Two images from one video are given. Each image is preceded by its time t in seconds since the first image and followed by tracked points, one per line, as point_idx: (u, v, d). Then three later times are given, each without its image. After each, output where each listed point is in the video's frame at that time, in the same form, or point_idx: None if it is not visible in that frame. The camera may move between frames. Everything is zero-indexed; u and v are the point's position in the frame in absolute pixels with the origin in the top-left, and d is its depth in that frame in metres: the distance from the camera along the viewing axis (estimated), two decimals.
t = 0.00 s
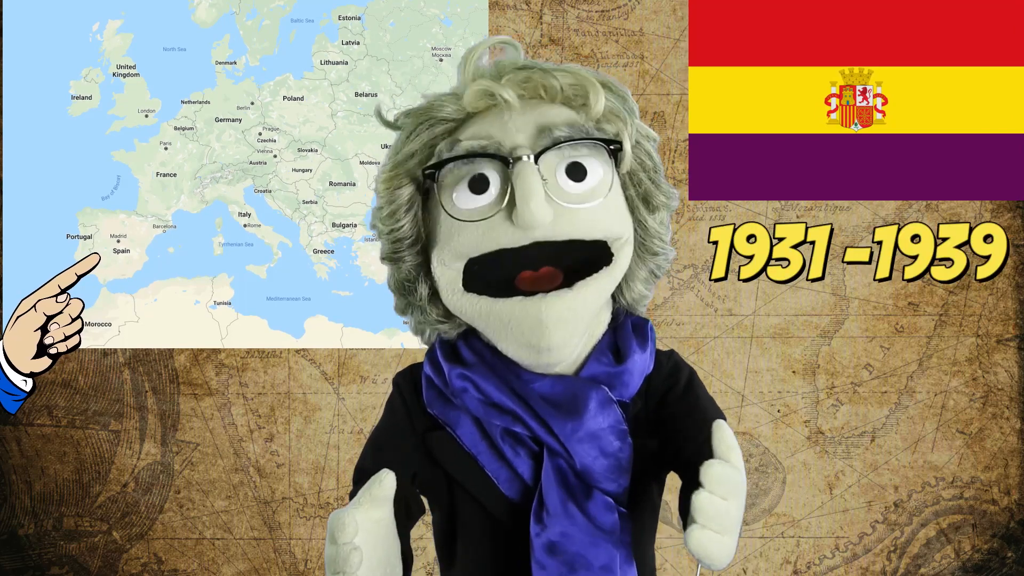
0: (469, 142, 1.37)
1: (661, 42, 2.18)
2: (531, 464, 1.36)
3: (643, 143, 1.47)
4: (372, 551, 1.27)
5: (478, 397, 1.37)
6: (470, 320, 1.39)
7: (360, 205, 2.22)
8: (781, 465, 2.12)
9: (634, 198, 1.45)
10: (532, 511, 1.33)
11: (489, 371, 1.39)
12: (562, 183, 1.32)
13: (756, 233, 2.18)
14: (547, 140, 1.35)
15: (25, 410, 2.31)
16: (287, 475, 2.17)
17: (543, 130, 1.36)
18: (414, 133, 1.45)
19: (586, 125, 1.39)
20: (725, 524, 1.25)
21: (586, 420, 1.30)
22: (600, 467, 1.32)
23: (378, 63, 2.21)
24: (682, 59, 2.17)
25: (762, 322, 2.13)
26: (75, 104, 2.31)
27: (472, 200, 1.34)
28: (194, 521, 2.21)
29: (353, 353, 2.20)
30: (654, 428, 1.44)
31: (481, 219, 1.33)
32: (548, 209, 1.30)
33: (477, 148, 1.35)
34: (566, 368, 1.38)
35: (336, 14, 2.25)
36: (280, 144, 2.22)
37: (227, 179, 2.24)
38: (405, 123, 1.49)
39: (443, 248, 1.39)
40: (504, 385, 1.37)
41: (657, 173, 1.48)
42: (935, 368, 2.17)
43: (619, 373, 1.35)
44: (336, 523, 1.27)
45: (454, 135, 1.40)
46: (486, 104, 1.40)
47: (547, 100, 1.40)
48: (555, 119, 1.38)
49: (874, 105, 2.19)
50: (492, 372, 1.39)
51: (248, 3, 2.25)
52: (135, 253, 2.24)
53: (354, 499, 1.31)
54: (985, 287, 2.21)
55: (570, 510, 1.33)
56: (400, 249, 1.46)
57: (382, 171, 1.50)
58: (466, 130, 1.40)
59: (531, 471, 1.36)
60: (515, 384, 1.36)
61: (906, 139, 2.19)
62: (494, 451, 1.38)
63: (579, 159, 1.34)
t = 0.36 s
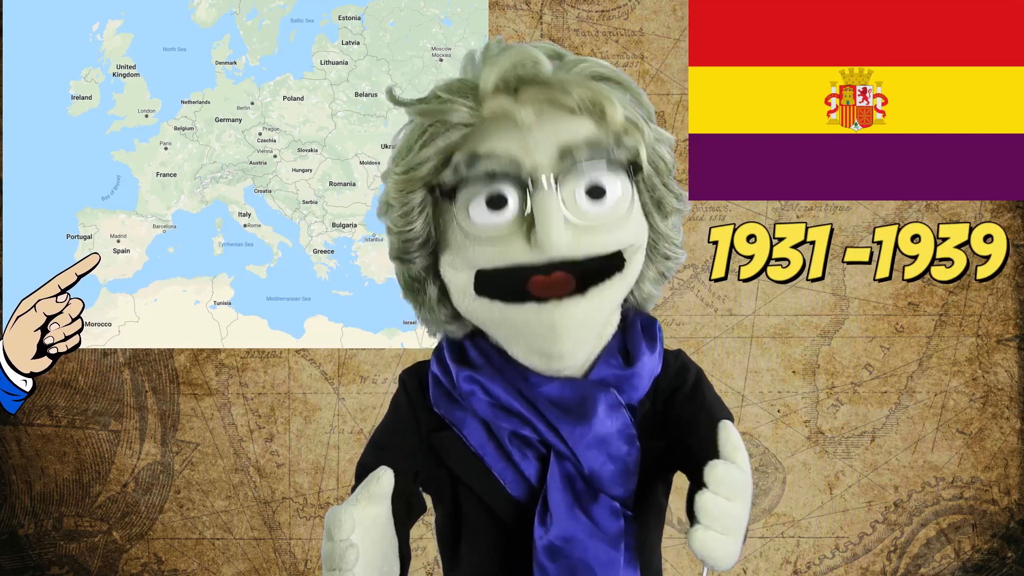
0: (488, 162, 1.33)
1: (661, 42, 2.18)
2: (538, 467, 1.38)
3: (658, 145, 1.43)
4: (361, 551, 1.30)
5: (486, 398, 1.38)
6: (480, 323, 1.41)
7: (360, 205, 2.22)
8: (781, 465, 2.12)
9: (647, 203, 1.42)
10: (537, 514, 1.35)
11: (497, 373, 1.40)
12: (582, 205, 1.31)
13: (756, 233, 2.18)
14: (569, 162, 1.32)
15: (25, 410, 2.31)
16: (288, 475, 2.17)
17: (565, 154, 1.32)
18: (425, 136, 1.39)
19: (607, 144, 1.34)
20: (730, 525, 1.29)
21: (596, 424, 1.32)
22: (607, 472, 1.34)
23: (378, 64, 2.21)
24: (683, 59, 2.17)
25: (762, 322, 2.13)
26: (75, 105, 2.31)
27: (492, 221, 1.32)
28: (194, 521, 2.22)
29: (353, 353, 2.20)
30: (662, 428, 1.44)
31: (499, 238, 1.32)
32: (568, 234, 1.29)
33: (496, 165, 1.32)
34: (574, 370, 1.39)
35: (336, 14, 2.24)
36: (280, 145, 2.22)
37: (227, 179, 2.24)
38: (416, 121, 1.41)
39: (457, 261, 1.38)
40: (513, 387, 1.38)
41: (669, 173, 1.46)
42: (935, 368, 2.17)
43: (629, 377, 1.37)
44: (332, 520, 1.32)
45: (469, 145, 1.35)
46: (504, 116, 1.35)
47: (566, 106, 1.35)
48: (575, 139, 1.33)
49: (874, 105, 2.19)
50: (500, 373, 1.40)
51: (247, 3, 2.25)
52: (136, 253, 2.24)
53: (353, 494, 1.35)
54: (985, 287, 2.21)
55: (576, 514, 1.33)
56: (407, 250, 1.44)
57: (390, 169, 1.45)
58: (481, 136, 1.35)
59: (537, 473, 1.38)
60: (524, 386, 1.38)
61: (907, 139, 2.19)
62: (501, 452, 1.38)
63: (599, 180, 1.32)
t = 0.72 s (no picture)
0: (502, 161, 1.39)
1: (661, 42, 2.18)
2: (541, 452, 1.43)
3: (668, 147, 1.50)
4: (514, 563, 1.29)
5: (490, 381, 1.43)
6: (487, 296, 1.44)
7: (359, 205, 2.22)
8: (781, 465, 2.12)
9: (657, 201, 1.50)
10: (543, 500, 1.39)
11: (502, 355, 1.45)
12: (594, 208, 1.38)
13: (756, 233, 2.18)
14: (583, 167, 1.38)
15: (25, 410, 2.31)
16: (288, 475, 2.17)
17: (578, 155, 1.38)
18: (438, 133, 1.44)
19: (619, 144, 1.41)
20: (627, 540, 1.27)
21: (598, 407, 1.37)
22: (611, 455, 1.37)
23: (378, 64, 2.21)
24: (682, 59, 2.17)
25: (762, 322, 2.13)
26: (75, 104, 2.31)
27: (503, 221, 1.38)
28: (194, 521, 2.22)
29: (353, 352, 2.19)
30: (656, 429, 1.53)
31: (510, 238, 1.38)
32: (580, 239, 1.36)
33: (509, 165, 1.38)
34: (580, 355, 1.45)
35: (336, 14, 2.24)
36: (280, 144, 2.22)
37: (227, 179, 2.24)
38: (429, 118, 1.48)
39: (464, 256, 1.44)
40: (516, 370, 1.43)
41: (678, 173, 1.52)
42: (935, 368, 2.17)
43: (630, 364, 1.43)
44: (481, 533, 1.31)
45: (483, 144, 1.41)
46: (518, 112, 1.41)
47: (580, 111, 1.42)
48: (587, 139, 1.40)
49: (873, 105, 2.19)
50: (505, 355, 1.45)
51: (247, 3, 2.25)
52: (137, 253, 2.24)
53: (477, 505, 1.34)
54: (985, 287, 2.21)
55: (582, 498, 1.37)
56: (414, 239, 1.50)
57: (401, 162, 1.51)
58: (494, 136, 1.41)
59: (540, 459, 1.43)
60: (528, 368, 1.43)
61: (906, 139, 2.19)
62: (504, 439, 1.44)
63: (611, 182, 1.39)
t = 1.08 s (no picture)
0: (493, 149, 1.41)
1: (661, 42, 2.18)
2: (537, 462, 1.43)
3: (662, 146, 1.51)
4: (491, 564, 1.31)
5: (488, 396, 1.43)
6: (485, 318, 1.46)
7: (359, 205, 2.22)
8: (781, 465, 2.12)
9: (653, 202, 1.51)
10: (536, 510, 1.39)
11: (499, 370, 1.45)
12: (586, 196, 1.38)
13: (756, 233, 2.18)
14: (574, 151, 1.39)
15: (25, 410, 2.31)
16: (288, 475, 2.17)
17: (569, 141, 1.39)
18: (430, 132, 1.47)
19: (612, 134, 1.42)
20: (586, 549, 1.28)
21: (597, 422, 1.38)
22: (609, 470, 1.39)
23: (378, 64, 2.21)
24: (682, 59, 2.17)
25: (762, 322, 2.13)
26: (75, 104, 2.31)
27: (497, 211, 1.39)
28: (194, 521, 2.22)
29: (353, 353, 2.19)
30: (655, 434, 1.52)
31: (503, 228, 1.39)
32: (572, 224, 1.36)
33: (498, 152, 1.40)
34: (576, 370, 1.45)
35: (336, 14, 2.24)
36: (280, 144, 2.22)
37: (227, 179, 2.24)
38: (422, 119, 1.51)
39: (458, 250, 1.44)
40: (515, 385, 1.43)
41: (675, 176, 1.54)
42: (935, 368, 2.17)
43: (630, 376, 1.43)
44: (457, 534, 1.35)
45: (474, 138, 1.44)
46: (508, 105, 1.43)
47: (571, 104, 1.43)
48: (579, 127, 1.41)
49: (868, 105, 2.18)
50: (502, 370, 1.45)
51: (247, 3, 2.25)
52: (138, 253, 2.24)
53: (466, 508, 1.37)
54: (985, 287, 2.21)
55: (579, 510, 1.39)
56: (410, 247, 1.50)
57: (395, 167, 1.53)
58: (486, 129, 1.43)
59: (536, 471, 1.43)
60: (526, 384, 1.43)
61: (906, 139, 2.19)
62: (503, 452, 1.45)
63: (604, 171, 1.39)
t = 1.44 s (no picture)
0: (500, 169, 1.38)
1: (661, 43, 2.18)
2: (539, 455, 1.43)
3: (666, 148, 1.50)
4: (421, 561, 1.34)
5: (490, 386, 1.43)
6: (486, 303, 1.44)
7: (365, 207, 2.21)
8: (781, 465, 2.12)
9: (657, 202, 1.50)
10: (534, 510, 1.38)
11: (501, 360, 1.44)
12: (593, 215, 1.37)
13: (756, 233, 2.18)
14: (581, 175, 1.37)
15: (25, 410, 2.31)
16: (288, 475, 2.17)
17: (577, 162, 1.38)
18: (436, 137, 1.44)
19: (619, 150, 1.40)
20: (584, 541, 1.26)
21: (598, 413, 1.37)
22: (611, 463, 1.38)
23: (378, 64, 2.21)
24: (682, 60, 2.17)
25: (762, 322, 2.13)
26: (68, 101, 2.31)
27: (503, 228, 1.38)
28: (194, 521, 2.22)
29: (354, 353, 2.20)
30: (657, 431, 1.52)
31: (509, 246, 1.38)
32: (579, 246, 1.36)
33: (506, 173, 1.38)
34: (580, 359, 1.44)
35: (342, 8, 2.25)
36: (283, 143, 2.22)
37: (227, 180, 2.24)
38: (428, 120, 1.47)
39: (462, 261, 1.44)
40: (517, 376, 1.42)
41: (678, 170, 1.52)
42: (935, 368, 2.17)
43: (630, 368, 1.42)
44: (382, 528, 1.32)
45: (481, 151, 1.41)
46: (515, 121, 1.40)
47: (579, 116, 1.41)
48: (586, 146, 1.39)
49: (860, 105, 2.20)
50: (504, 360, 1.44)
51: None
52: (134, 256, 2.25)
53: (400, 501, 1.34)
54: (985, 287, 2.21)
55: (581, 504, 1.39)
56: (412, 244, 1.51)
57: (399, 166, 1.50)
58: (492, 141, 1.41)
59: (538, 462, 1.43)
60: (529, 374, 1.42)
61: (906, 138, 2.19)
62: (504, 443, 1.45)
63: (610, 189, 1.38)
